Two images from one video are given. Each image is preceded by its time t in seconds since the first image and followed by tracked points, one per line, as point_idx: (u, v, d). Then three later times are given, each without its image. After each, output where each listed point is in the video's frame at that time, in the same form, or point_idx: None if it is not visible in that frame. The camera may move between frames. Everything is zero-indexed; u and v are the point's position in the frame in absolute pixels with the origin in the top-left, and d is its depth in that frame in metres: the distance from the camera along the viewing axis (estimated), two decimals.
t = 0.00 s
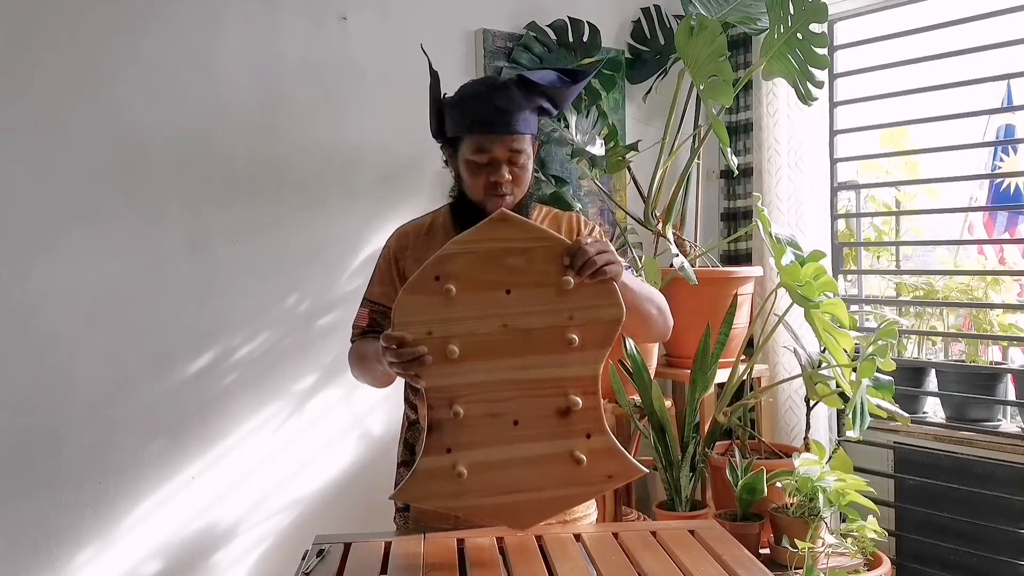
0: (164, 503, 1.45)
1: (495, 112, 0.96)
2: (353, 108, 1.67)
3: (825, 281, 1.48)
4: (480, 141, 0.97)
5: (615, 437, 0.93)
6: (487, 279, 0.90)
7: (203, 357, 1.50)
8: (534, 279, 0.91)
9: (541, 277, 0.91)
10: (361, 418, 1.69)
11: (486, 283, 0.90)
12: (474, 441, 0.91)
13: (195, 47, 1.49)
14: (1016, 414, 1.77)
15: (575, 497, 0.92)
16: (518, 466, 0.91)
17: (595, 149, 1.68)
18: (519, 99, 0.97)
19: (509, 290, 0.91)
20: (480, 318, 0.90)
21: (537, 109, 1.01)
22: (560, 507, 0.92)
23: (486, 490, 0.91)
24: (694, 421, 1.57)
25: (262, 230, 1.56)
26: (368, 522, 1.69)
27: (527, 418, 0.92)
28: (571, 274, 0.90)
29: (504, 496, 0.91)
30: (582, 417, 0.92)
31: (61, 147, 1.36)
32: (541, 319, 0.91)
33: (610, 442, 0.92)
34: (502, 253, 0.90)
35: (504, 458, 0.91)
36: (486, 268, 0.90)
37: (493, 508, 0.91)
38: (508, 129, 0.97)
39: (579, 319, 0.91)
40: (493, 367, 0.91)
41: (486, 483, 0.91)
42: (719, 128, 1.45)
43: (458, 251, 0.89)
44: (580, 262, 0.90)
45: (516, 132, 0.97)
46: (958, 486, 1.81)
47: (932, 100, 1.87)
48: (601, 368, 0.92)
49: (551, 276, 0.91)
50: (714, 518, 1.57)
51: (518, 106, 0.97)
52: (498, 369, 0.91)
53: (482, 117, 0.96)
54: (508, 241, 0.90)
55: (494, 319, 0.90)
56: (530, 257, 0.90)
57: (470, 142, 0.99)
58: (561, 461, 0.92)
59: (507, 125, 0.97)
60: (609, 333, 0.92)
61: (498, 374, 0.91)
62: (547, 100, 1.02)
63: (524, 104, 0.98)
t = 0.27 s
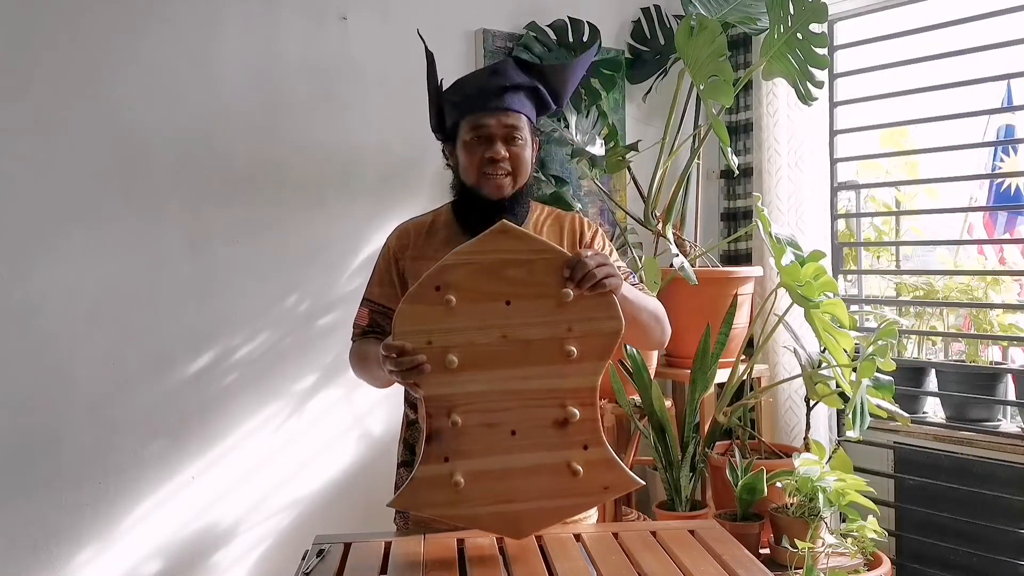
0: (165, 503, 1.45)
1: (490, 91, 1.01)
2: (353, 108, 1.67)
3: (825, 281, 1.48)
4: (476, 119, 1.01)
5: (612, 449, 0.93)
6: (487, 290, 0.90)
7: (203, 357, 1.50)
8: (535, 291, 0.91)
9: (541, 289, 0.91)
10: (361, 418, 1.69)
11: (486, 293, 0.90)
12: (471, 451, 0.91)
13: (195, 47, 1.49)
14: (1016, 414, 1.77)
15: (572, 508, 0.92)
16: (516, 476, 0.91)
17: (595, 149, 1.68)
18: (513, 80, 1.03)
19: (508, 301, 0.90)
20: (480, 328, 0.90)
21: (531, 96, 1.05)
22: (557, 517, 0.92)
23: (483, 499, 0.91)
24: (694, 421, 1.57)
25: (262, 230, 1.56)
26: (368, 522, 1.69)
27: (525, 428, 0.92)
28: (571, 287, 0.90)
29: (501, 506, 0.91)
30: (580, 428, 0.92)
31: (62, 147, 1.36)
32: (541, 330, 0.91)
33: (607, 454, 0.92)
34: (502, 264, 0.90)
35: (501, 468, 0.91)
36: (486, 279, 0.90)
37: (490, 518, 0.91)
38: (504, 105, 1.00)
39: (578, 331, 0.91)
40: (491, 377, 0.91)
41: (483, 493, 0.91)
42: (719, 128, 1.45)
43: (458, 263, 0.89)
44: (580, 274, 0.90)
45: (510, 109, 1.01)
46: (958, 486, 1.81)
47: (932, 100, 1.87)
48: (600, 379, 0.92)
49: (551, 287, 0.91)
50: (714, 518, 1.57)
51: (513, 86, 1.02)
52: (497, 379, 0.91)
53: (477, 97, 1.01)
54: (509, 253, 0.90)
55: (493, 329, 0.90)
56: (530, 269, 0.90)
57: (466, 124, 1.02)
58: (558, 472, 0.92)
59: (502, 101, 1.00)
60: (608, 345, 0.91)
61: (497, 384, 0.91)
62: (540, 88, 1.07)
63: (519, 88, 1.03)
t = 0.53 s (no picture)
0: (164, 503, 1.45)
1: (485, 82, 1.03)
2: (353, 108, 1.67)
3: (825, 281, 1.48)
4: (472, 109, 1.02)
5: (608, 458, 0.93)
6: (485, 298, 0.90)
7: (203, 357, 1.50)
8: (533, 300, 0.91)
9: (539, 297, 0.91)
10: (361, 418, 1.69)
11: (484, 301, 0.90)
12: (468, 457, 0.91)
13: (195, 47, 1.49)
14: (1016, 414, 1.77)
15: (567, 517, 0.92)
16: (511, 483, 0.91)
17: (595, 149, 1.68)
18: (507, 72, 1.05)
19: (507, 309, 0.91)
20: (478, 336, 0.90)
21: (527, 89, 1.08)
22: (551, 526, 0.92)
23: (478, 506, 0.91)
24: (694, 421, 1.57)
25: (262, 230, 1.56)
26: (368, 522, 1.69)
27: (521, 437, 0.92)
28: (569, 296, 0.90)
29: (496, 513, 0.91)
30: (576, 437, 0.92)
31: (62, 147, 1.36)
32: (539, 339, 0.91)
33: (602, 464, 0.92)
34: (500, 272, 0.90)
35: (497, 476, 0.91)
36: (484, 287, 0.90)
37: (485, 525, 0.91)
38: (501, 94, 1.03)
39: (576, 340, 0.91)
40: (488, 385, 0.91)
41: (478, 501, 0.91)
42: (719, 128, 1.45)
43: (456, 270, 0.89)
44: (578, 284, 0.90)
45: (505, 98, 1.03)
46: (958, 486, 1.81)
47: (932, 100, 1.87)
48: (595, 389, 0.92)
49: (549, 296, 0.91)
50: (714, 517, 1.57)
51: (509, 78, 1.05)
52: (493, 387, 0.91)
53: (473, 88, 1.03)
54: (507, 261, 0.90)
55: (491, 337, 0.90)
56: (528, 278, 0.90)
57: (462, 114, 1.04)
58: (553, 481, 0.92)
59: (498, 91, 1.03)
60: (605, 354, 0.91)
61: (494, 392, 0.91)
62: (536, 83, 1.09)
63: (514, 79, 1.05)
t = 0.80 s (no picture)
0: (164, 503, 1.45)
1: (476, 78, 1.05)
2: (353, 108, 1.67)
3: (825, 281, 1.47)
4: (468, 105, 1.04)
5: (608, 461, 0.93)
6: (485, 301, 0.90)
7: (202, 357, 1.50)
8: (533, 302, 0.91)
9: (539, 300, 0.91)
10: (361, 419, 1.69)
11: (484, 303, 0.90)
12: (468, 459, 0.91)
13: (195, 48, 1.49)
14: (1016, 414, 1.77)
15: (567, 519, 0.92)
16: (510, 485, 0.91)
17: (595, 149, 1.68)
18: (497, 67, 1.06)
19: (507, 312, 0.91)
20: (478, 338, 0.90)
21: (516, 83, 1.09)
22: (551, 528, 0.92)
23: (478, 508, 0.91)
24: (694, 421, 1.57)
25: (262, 230, 1.56)
26: (368, 522, 1.69)
27: (521, 439, 0.92)
28: (570, 299, 0.90)
29: (496, 515, 0.91)
30: (576, 440, 0.92)
31: (61, 148, 1.36)
32: (539, 341, 0.91)
33: (602, 467, 0.92)
34: (500, 275, 0.90)
35: (497, 478, 0.91)
36: (484, 289, 0.90)
37: (485, 527, 0.91)
38: (494, 88, 1.04)
39: (576, 343, 0.91)
40: (488, 387, 0.91)
41: (478, 503, 0.91)
42: (719, 128, 1.45)
43: (456, 272, 0.89)
44: (578, 287, 0.90)
45: (498, 91, 1.05)
46: (958, 486, 1.81)
47: (932, 100, 1.87)
48: (596, 392, 0.92)
49: (549, 299, 0.91)
50: (714, 517, 1.57)
51: (499, 72, 1.06)
52: (493, 389, 0.91)
53: (465, 85, 1.05)
54: (507, 263, 0.90)
55: (491, 340, 0.90)
56: (529, 280, 0.90)
57: (459, 113, 1.06)
58: (553, 483, 0.92)
59: (490, 85, 1.05)
60: (606, 357, 0.91)
61: (494, 395, 0.91)
62: (522, 76, 1.10)
63: (504, 74, 1.07)
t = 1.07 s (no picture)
0: (164, 503, 1.45)
1: (458, 85, 1.04)
2: (353, 108, 1.67)
3: (825, 281, 1.47)
4: (454, 115, 1.04)
5: (608, 462, 0.93)
6: (486, 301, 0.90)
7: (202, 357, 1.50)
8: (534, 303, 0.91)
9: (540, 301, 0.91)
10: (361, 418, 1.69)
11: (485, 304, 0.90)
12: (468, 459, 0.91)
13: (195, 48, 1.49)
14: (1016, 414, 1.77)
15: (566, 520, 0.92)
16: (510, 485, 0.91)
17: (595, 149, 1.68)
18: (480, 69, 1.05)
19: (507, 312, 0.90)
20: (479, 339, 0.90)
21: (501, 81, 1.08)
22: (550, 528, 0.92)
23: (477, 508, 0.91)
24: (694, 421, 1.57)
25: (262, 230, 1.56)
26: (368, 522, 1.69)
27: (521, 439, 0.92)
28: (571, 299, 0.90)
29: (496, 515, 0.91)
30: (576, 441, 0.92)
31: (62, 148, 1.36)
32: (539, 342, 0.91)
33: (603, 468, 0.92)
34: (501, 275, 0.90)
35: (497, 478, 0.91)
36: (485, 289, 0.90)
37: (485, 527, 0.91)
38: (477, 93, 1.03)
39: (577, 344, 0.91)
40: (489, 387, 0.91)
41: (478, 503, 0.91)
42: (719, 128, 1.45)
43: (456, 272, 0.89)
44: (579, 288, 0.90)
45: (483, 95, 1.04)
46: (958, 486, 1.81)
47: (932, 100, 1.87)
48: (596, 393, 0.92)
49: (550, 299, 0.91)
50: (714, 517, 1.57)
51: (481, 75, 1.05)
52: (493, 389, 0.91)
53: (451, 91, 1.05)
54: (508, 264, 0.90)
55: (492, 340, 0.90)
56: (529, 281, 0.90)
57: (447, 124, 1.05)
58: (553, 484, 0.92)
59: (473, 90, 1.04)
60: (606, 357, 0.91)
61: (495, 395, 0.91)
62: (507, 73, 1.09)
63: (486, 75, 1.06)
